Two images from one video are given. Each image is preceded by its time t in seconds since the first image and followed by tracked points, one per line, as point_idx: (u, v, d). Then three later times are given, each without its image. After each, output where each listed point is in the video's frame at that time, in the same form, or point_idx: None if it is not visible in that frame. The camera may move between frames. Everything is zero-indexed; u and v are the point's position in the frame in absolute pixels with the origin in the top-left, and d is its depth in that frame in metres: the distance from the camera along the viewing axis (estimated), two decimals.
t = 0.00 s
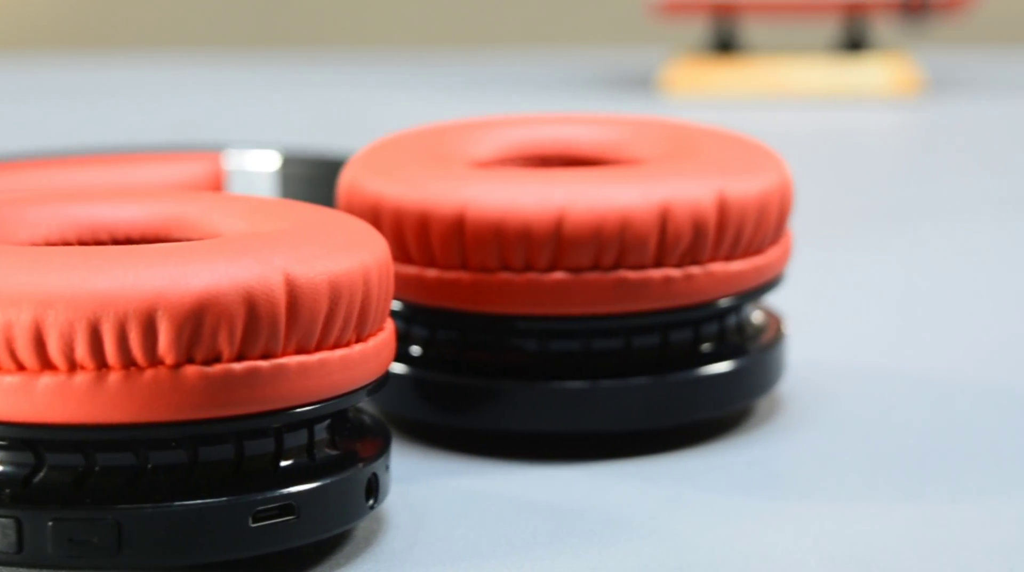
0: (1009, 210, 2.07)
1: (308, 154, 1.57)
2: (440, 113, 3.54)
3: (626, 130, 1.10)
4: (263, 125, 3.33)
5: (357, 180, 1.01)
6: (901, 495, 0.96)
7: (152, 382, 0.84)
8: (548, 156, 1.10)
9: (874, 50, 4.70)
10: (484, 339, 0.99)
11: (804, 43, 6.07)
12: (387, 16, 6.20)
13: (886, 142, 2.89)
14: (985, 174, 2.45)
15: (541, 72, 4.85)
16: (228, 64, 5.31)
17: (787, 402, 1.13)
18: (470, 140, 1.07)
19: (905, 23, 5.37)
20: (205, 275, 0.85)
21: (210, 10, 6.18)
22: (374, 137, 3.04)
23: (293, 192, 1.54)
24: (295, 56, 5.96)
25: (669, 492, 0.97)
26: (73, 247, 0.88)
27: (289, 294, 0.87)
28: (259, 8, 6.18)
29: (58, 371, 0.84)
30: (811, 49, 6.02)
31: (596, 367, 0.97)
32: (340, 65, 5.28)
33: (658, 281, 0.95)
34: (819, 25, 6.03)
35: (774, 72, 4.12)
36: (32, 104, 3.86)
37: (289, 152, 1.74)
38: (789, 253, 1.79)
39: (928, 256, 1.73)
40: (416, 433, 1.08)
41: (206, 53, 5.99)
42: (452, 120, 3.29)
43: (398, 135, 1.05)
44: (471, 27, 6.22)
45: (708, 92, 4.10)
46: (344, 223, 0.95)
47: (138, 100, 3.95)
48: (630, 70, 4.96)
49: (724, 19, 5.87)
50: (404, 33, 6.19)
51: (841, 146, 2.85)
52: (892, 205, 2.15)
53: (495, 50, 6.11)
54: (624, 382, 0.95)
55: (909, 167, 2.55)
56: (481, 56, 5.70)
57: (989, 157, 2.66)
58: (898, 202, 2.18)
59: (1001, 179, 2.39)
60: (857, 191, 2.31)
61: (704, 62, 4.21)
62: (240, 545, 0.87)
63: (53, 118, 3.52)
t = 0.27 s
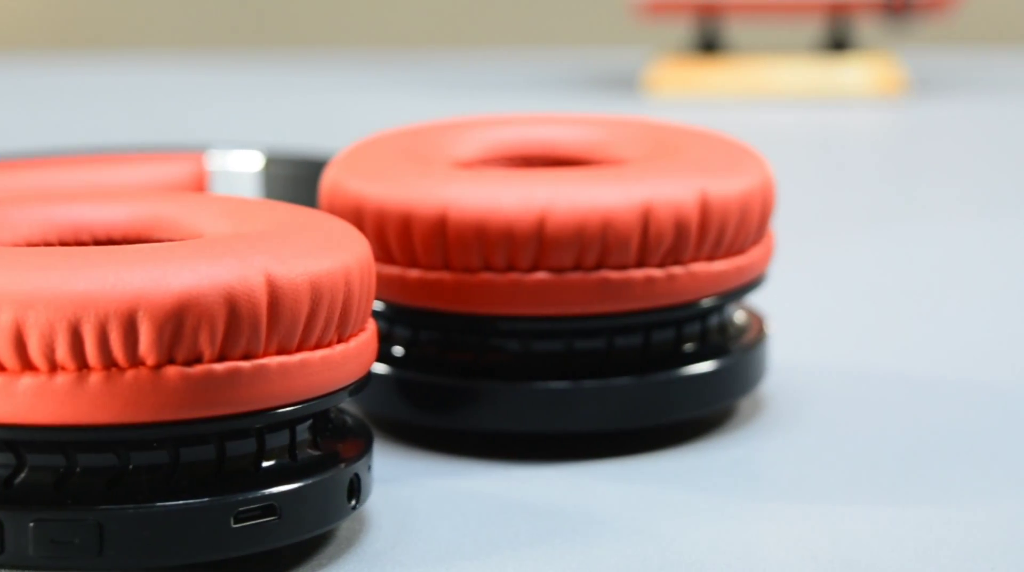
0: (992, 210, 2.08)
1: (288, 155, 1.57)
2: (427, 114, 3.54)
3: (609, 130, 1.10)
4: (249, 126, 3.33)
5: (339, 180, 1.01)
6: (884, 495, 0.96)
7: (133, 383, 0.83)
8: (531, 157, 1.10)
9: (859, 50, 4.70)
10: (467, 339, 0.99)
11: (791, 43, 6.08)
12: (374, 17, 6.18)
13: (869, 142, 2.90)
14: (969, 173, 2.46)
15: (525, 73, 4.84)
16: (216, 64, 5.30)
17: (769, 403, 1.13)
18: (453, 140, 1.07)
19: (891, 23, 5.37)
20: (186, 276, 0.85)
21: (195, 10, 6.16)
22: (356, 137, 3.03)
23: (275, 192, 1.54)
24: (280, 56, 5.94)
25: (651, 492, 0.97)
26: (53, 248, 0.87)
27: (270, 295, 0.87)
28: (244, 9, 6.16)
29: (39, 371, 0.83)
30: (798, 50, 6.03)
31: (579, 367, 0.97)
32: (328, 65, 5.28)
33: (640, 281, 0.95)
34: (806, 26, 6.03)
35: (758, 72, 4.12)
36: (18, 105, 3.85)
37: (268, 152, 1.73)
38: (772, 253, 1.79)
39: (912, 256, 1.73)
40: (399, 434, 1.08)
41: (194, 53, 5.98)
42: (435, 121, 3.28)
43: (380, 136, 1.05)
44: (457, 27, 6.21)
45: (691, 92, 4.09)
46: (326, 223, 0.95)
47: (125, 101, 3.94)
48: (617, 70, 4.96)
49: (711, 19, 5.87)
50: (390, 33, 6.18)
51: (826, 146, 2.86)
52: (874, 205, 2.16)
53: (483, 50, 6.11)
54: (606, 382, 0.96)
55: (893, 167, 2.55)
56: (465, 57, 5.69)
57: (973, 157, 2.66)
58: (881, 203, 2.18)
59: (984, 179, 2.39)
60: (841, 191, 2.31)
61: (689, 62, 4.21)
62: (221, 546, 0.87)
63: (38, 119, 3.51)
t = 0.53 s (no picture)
0: (974, 210, 2.08)
1: (270, 155, 1.57)
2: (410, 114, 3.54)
3: (591, 132, 1.10)
4: (232, 126, 3.31)
5: (321, 181, 1.01)
6: (864, 496, 0.96)
7: (113, 384, 0.82)
8: (513, 157, 1.10)
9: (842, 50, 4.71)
10: (448, 339, 0.99)
11: (775, 43, 6.07)
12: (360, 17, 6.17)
13: (852, 142, 2.90)
14: (951, 173, 2.46)
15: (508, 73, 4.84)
16: (199, 64, 5.29)
17: (751, 403, 1.13)
18: (434, 141, 1.07)
19: (875, 23, 5.38)
20: (167, 276, 0.84)
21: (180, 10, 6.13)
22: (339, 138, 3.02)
23: (257, 193, 1.54)
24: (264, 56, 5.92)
25: (632, 493, 0.97)
26: (33, 248, 0.86)
27: (251, 295, 0.86)
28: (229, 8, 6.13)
29: (18, 372, 0.82)
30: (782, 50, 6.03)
31: (560, 367, 0.97)
32: (312, 65, 5.27)
33: (622, 281, 0.95)
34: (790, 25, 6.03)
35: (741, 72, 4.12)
36: None
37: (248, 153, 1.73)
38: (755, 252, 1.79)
39: (894, 256, 1.74)
40: (380, 434, 1.08)
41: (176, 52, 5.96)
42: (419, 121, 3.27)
43: (361, 137, 1.05)
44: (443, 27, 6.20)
45: (674, 92, 4.10)
46: (307, 223, 0.95)
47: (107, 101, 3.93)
48: (602, 70, 4.96)
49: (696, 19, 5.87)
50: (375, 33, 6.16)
51: (808, 146, 2.86)
52: (857, 205, 2.16)
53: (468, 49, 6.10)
54: (588, 382, 0.96)
55: (875, 167, 2.55)
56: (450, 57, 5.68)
57: (955, 157, 2.67)
58: (863, 203, 2.18)
59: (966, 179, 2.40)
60: (823, 191, 2.31)
61: (671, 62, 4.21)
62: (202, 547, 0.86)
63: (19, 119, 3.49)
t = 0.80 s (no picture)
0: (958, 210, 2.08)
1: (253, 156, 1.57)
2: (395, 115, 3.53)
3: (573, 132, 1.10)
4: (217, 128, 3.30)
5: (303, 181, 1.01)
6: (846, 495, 0.96)
7: (95, 385, 0.82)
8: (496, 157, 1.10)
9: (826, 51, 4.72)
10: (431, 340, 0.99)
11: (760, 43, 6.08)
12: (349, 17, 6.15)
13: (837, 142, 2.90)
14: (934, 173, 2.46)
15: (495, 73, 4.83)
16: (186, 65, 5.28)
17: (734, 403, 1.13)
18: (417, 142, 1.07)
19: (860, 23, 5.39)
20: (148, 277, 0.83)
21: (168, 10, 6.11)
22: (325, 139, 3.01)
23: (240, 194, 1.53)
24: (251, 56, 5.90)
25: (615, 493, 0.97)
26: (13, 249, 0.86)
27: (232, 296, 0.86)
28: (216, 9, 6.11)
29: None
30: (767, 50, 6.03)
31: (543, 367, 0.97)
32: (298, 65, 5.26)
33: (605, 281, 0.95)
34: (776, 26, 6.04)
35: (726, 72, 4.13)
36: None
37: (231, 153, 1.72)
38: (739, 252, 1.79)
39: (877, 256, 1.74)
40: (363, 435, 1.08)
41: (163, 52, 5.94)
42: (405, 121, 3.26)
43: (344, 137, 1.05)
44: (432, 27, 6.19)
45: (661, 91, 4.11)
46: (289, 224, 0.95)
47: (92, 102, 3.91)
48: (588, 70, 4.96)
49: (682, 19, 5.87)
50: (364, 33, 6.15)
51: (793, 146, 2.86)
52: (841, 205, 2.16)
53: (456, 50, 6.09)
54: (571, 382, 0.96)
55: (859, 168, 2.55)
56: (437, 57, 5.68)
57: (939, 157, 2.67)
58: (847, 203, 2.18)
59: (950, 179, 2.41)
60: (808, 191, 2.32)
61: (656, 63, 4.21)
62: (183, 548, 0.85)
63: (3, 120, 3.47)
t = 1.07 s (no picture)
0: (946, 210, 2.09)
1: (240, 157, 1.56)
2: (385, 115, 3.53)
3: (561, 133, 1.10)
4: (206, 128, 3.29)
5: (291, 182, 1.01)
6: (834, 495, 0.96)
7: (81, 386, 0.82)
8: (484, 158, 1.10)
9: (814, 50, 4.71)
10: (419, 340, 0.99)
11: (750, 43, 6.08)
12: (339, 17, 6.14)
13: (825, 142, 2.90)
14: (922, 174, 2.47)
15: (484, 74, 4.83)
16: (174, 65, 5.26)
17: (723, 403, 1.13)
18: (404, 143, 1.07)
19: (849, 24, 5.39)
20: (135, 277, 0.83)
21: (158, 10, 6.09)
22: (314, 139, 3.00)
23: (229, 194, 1.53)
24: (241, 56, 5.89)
25: (602, 493, 0.97)
26: None
27: (219, 296, 0.85)
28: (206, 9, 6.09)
29: None
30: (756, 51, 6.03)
31: (531, 367, 0.97)
32: (287, 65, 5.25)
33: (592, 281, 0.95)
34: (765, 26, 6.04)
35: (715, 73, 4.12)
36: None
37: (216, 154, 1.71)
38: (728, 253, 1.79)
39: (866, 256, 1.74)
40: (351, 435, 1.08)
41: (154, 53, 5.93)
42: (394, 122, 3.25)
43: (332, 138, 1.05)
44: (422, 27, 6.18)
45: (650, 92, 4.10)
46: (277, 224, 0.95)
47: (79, 103, 3.90)
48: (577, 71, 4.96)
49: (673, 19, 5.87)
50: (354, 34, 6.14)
51: (782, 146, 2.86)
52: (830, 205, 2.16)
53: (446, 50, 6.08)
54: (558, 383, 0.96)
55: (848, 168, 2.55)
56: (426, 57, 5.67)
57: (927, 157, 2.68)
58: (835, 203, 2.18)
59: (938, 179, 2.41)
60: (796, 192, 2.31)
61: (646, 63, 4.21)
62: (170, 549, 0.85)
63: None
